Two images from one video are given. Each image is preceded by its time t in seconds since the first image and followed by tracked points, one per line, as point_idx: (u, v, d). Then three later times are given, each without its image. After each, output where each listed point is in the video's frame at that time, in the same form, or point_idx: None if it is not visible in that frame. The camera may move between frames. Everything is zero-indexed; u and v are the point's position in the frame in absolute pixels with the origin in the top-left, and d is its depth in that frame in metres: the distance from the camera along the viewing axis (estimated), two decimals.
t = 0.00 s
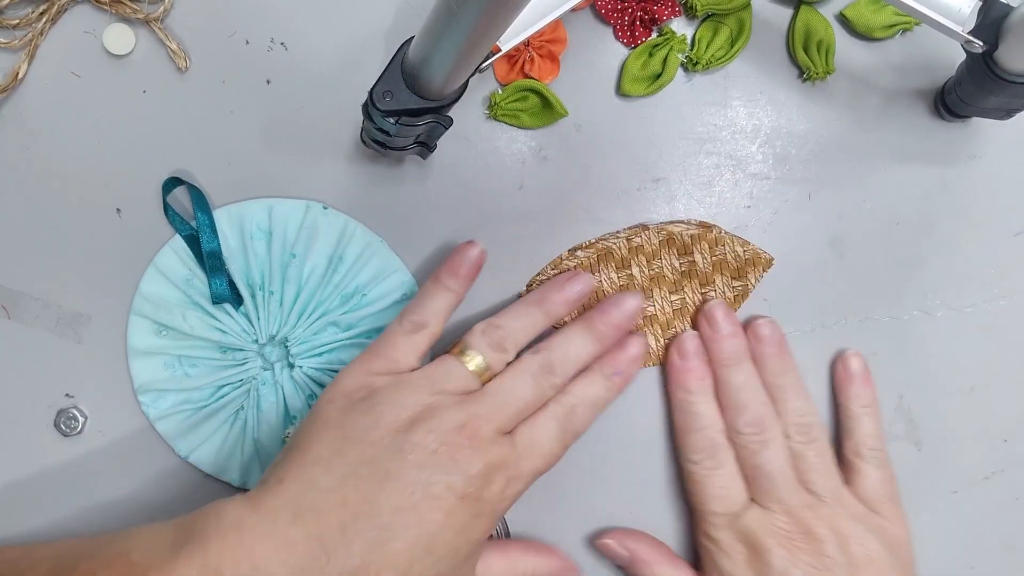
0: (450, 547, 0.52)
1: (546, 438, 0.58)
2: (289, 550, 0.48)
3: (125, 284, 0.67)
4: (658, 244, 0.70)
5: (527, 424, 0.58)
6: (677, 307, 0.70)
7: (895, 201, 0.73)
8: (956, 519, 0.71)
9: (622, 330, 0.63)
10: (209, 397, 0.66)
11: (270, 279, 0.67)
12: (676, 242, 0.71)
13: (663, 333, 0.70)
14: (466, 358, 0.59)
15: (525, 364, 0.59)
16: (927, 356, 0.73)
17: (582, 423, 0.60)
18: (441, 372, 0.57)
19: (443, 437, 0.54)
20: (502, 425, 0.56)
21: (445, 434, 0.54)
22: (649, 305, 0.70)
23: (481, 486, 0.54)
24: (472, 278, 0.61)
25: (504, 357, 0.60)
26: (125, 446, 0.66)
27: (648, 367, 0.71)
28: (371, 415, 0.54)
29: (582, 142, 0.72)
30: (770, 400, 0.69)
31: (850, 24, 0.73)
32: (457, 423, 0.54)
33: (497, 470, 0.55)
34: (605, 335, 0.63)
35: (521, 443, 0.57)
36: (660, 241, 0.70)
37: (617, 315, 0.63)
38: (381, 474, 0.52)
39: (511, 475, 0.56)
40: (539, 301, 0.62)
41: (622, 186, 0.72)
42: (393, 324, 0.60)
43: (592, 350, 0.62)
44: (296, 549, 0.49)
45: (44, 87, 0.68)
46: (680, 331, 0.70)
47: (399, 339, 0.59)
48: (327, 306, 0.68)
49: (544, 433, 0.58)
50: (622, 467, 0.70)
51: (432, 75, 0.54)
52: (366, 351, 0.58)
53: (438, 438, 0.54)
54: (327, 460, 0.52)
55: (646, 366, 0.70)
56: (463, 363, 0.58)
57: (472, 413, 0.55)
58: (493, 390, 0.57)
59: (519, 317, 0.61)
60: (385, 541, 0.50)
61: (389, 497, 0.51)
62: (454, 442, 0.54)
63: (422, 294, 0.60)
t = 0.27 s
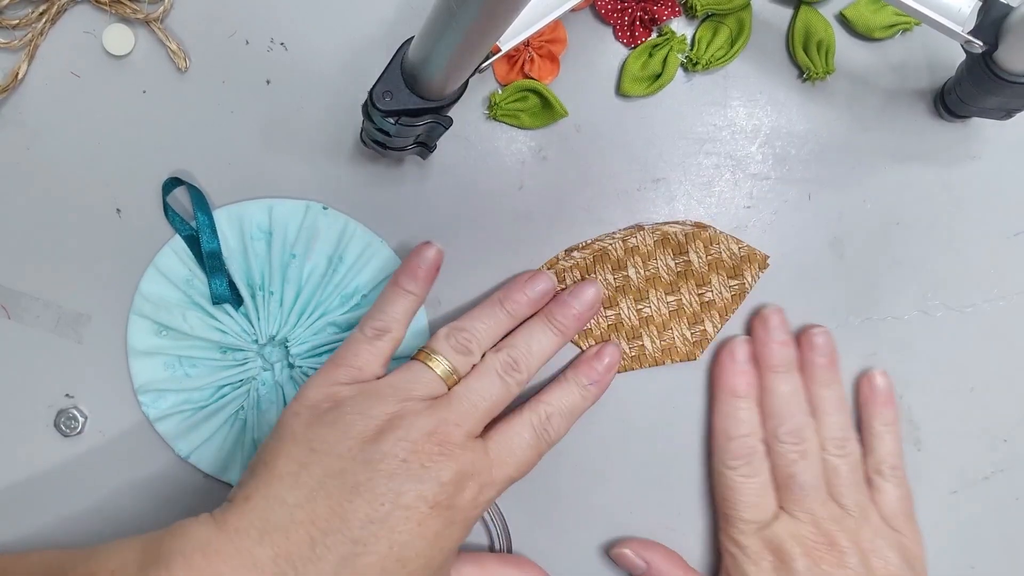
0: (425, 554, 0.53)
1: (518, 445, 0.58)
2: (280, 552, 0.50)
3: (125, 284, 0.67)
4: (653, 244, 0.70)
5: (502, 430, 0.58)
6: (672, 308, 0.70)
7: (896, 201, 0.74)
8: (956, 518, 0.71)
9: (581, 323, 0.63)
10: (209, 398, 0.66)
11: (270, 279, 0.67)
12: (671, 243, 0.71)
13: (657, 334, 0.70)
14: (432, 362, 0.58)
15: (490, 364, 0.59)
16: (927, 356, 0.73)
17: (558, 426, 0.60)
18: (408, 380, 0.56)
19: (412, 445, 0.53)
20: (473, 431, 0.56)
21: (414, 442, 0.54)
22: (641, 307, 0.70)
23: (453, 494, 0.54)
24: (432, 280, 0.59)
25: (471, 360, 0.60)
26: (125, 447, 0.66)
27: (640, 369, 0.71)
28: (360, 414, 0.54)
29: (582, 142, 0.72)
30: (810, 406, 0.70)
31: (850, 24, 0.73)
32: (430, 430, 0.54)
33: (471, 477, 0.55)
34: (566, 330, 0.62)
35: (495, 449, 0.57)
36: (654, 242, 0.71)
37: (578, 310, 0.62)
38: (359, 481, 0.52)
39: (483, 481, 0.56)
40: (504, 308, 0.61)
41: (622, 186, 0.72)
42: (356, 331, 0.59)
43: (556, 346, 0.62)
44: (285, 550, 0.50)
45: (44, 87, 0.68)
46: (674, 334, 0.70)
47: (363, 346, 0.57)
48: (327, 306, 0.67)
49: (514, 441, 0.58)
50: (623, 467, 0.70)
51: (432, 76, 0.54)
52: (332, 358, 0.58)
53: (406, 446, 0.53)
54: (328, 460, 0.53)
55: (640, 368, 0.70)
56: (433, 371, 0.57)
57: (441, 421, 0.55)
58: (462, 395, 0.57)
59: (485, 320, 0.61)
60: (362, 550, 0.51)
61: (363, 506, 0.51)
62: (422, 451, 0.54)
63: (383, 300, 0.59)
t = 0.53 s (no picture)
0: (423, 554, 0.53)
1: (517, 446, 0.58)
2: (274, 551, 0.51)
3: (124, 284, 0.67)
4: (650, 244, 0.71)
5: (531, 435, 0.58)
6: (671, 308, 0.70)
7: (896, 200, 0.74)
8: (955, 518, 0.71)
9: (581, 323, 0.62)
10: (209, 398, 0.66)
11: (270, 280, 0.67)
12: (670, 244, 0.71)
13: (655, 335, 0.70)
14: (431, 364, 0.58)
15: (489, 365, 0.59)
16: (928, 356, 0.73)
17: (560, 426, 0.60)
18: (405, 382, 0.56)
19: (410, 447, 0.53)
20: (472, 432, 0.56)
21: (411, 445, 0.53)
22: (639, 307, 0.70)
23: (452, 496, 0.54)
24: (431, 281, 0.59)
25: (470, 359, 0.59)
26: (125, 447, 0.66)
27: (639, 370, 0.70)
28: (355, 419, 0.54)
29: (582, 142, 0.72)
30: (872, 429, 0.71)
31: (850, 24, 0.73)
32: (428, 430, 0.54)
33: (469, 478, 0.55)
34: (565, 331, 0.62)
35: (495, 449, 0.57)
36: (652, 242, 0.71)
37: (578, 309, 0.62)
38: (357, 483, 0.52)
39: (483, 483, 0.55)
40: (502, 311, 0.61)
41: (623, 186, 0.72)
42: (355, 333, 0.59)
43: (555, 346, 0.61)
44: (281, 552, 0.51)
45: (44, 87, 0.68)
46: (672, 335, 0.70)
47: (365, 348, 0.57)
48: (327, 307, 0.67)
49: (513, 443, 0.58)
50: (622, 466, 0.70)
51: (432, 76, 0.54)
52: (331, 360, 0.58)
53: (403, 447, 0.53)
54: (328, 461, 0.53)
55: (638, 369, 0.70)
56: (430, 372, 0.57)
57: (440, 422, 0.55)
58: (461, 397, 0.56)
59: (483, 321, 0.60)
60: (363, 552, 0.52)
61: (357, 509, 0.52)
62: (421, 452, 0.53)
63: (382, 301, 0.58)
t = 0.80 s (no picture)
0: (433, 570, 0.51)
1: (536, 455, 0.56)
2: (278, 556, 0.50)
3: (125, 284, 0.67)
4: (647, 243, 0.68)
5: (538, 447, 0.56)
6: (670, 306, 0.69)
7: (897, 201, 0.74)
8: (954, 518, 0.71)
9: (605, 316, 0.61)
10: (210, 398, 0.66)
11: (270, 280, 0.67)
12: (664, 241, 0.69)
13: (656, 334, 0.69)
14: (452, 368, 0.56)
15: (511, 369, 0.57)
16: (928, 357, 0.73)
17: (576, 435, 0.58)
18: (423, 389, 0.55)
19: (427, 462, 0.52)
20: (491, 443, 0.54)
21: (427, 460, 0.52)
22: (643, 306, 0.68)
23: (468, 513, 0.52)
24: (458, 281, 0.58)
25: (489, 362, 0.58)
26: (126, 447, 0.66)
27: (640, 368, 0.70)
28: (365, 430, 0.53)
29: (582, 142, 0.72)
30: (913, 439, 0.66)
31: (850, 24, 0.73)
32: (446, 444, 0.53)
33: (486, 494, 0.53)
34: (589, 326, 0.60)
35: (512, 461, 0.55)
36: (649, 241, 0.69)
37: (601, 303, 0.60)
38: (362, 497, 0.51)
39: (502, 499, 0.54)
40: (528, 310, 0.59)
41: (622, 186, 0.72)
42: (377, 336, 0.57)
43: (578, 345, 0.60)
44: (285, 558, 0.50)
45: (44, 87, 0.68)
46: (673, 332, 0.69)
47: (387, 354, 0.56)
48: (327, 307, 0.67)
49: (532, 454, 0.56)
50: (623, 466, 0.70)
51: (432, 76, 0.54)
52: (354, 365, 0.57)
53: (419, 463, 0.52)
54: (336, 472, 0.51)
55: (640, 367, 0.69)
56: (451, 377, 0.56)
57: (457, 436, 0.53)
58: (482, 404, 0.55)
59: (505, 321, 0.59)
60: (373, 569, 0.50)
61: (366, 527, 0.50)
62: (440, 465, 0.52)
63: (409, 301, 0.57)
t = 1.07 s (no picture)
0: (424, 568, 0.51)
1: (528, 462, 0.56)
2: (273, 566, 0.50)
3: (125, 284, 0.67)
4: (647, 245, 0.70)
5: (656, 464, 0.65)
6: (670, 307, 0.70)
7: (897, 201, 0.74)
8: (954, 518, 0.71)
9: (592, 332, 0.62)
10: (210, 398, 0.66)
11: (270, 280, 0.67)
12: (665, 240, 0.70)
13: (657, 335, 0.70)
14: (444, 374, 0.56)
15: (503, 377, 0.57)
16: (929, 356, 0.73)
17: (571, 441, 0.59)
18: (416, 393, 0.55)
19: (421, 466, 0.52)
20: (484, 448, 0.54)
21: (421, 463, 0.52)
22: (641, 309, 0.70)
23: (461, 517, 0.52)
24: (452, 289, 0.57)
25: (483, 368, 0.58)
26: (125, 447, 0.66)
27: (641, 369, 0.71)
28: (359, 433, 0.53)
29: (582, 142, 0.72)
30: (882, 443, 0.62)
31: (850, 24, 0.73)
32: (439, 448, 0.53)
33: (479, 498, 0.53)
34: (577, 339, 0.61)
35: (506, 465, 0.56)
36: (648, 242, 0.70)
37: (589, 318, 0.61)
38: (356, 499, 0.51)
39: (495, 505, 0.54)
40: (510, 324, 0.60)
41: (622, 187, 0.72)
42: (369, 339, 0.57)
43: (569, 357, 0.60)
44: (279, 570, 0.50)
45: (44, 87, 0.68)
46: (674, 333, 0.70)
47: (381, 357, 0.56)
48: (327, 307, 0.67)
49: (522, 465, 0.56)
50: (623, 467, 0.70)
51: (432, 76, 0.54)
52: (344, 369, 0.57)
53: (414, 467, 0.52)
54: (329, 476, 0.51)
55: (642, 368, 0.70)
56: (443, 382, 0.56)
57: (451, 439, 0.53)
58: (475, 408, 0.55)
59: (496, 330, 0.59)
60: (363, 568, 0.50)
61: (358, 528, 0.50)
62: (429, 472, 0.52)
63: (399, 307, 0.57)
